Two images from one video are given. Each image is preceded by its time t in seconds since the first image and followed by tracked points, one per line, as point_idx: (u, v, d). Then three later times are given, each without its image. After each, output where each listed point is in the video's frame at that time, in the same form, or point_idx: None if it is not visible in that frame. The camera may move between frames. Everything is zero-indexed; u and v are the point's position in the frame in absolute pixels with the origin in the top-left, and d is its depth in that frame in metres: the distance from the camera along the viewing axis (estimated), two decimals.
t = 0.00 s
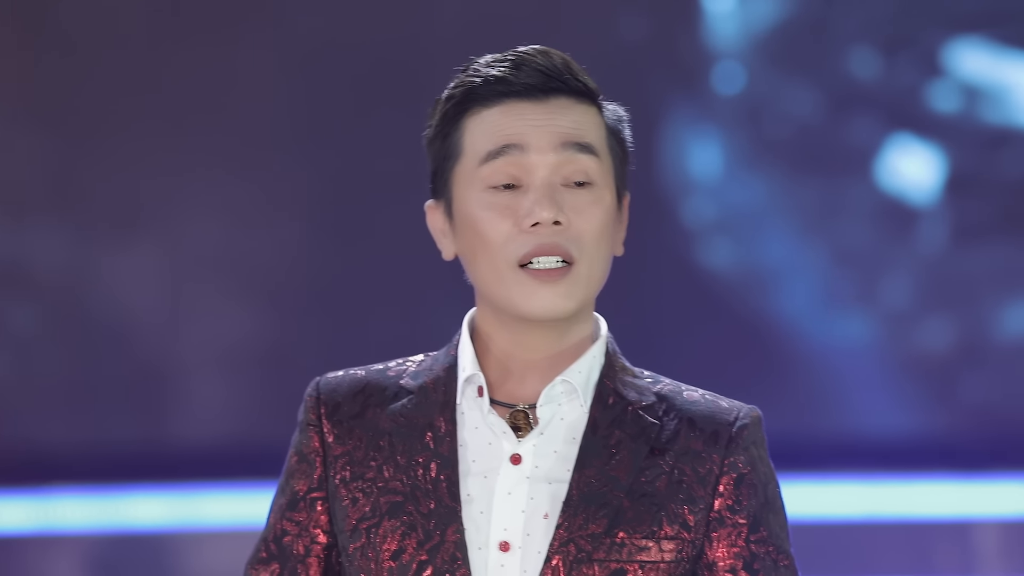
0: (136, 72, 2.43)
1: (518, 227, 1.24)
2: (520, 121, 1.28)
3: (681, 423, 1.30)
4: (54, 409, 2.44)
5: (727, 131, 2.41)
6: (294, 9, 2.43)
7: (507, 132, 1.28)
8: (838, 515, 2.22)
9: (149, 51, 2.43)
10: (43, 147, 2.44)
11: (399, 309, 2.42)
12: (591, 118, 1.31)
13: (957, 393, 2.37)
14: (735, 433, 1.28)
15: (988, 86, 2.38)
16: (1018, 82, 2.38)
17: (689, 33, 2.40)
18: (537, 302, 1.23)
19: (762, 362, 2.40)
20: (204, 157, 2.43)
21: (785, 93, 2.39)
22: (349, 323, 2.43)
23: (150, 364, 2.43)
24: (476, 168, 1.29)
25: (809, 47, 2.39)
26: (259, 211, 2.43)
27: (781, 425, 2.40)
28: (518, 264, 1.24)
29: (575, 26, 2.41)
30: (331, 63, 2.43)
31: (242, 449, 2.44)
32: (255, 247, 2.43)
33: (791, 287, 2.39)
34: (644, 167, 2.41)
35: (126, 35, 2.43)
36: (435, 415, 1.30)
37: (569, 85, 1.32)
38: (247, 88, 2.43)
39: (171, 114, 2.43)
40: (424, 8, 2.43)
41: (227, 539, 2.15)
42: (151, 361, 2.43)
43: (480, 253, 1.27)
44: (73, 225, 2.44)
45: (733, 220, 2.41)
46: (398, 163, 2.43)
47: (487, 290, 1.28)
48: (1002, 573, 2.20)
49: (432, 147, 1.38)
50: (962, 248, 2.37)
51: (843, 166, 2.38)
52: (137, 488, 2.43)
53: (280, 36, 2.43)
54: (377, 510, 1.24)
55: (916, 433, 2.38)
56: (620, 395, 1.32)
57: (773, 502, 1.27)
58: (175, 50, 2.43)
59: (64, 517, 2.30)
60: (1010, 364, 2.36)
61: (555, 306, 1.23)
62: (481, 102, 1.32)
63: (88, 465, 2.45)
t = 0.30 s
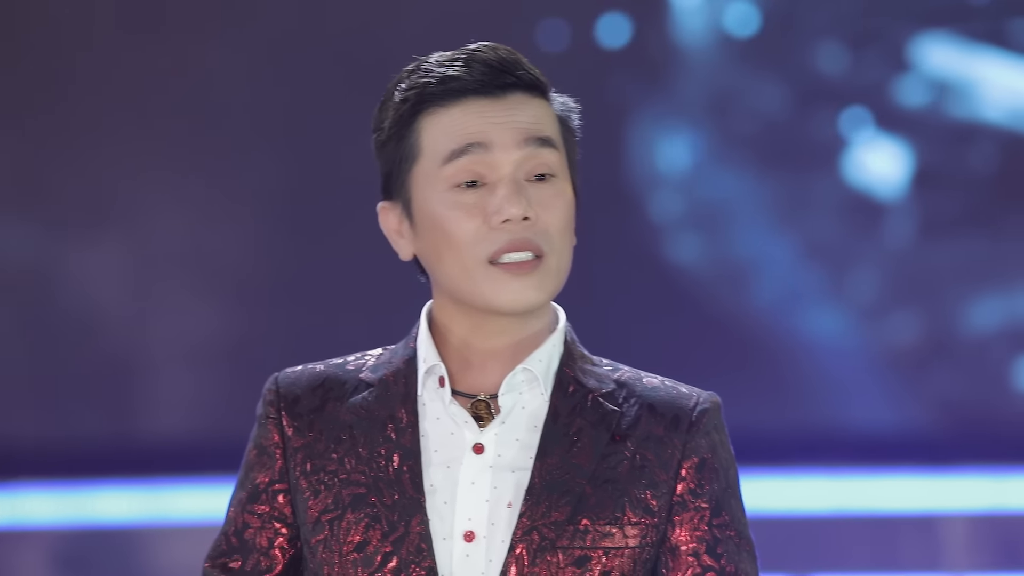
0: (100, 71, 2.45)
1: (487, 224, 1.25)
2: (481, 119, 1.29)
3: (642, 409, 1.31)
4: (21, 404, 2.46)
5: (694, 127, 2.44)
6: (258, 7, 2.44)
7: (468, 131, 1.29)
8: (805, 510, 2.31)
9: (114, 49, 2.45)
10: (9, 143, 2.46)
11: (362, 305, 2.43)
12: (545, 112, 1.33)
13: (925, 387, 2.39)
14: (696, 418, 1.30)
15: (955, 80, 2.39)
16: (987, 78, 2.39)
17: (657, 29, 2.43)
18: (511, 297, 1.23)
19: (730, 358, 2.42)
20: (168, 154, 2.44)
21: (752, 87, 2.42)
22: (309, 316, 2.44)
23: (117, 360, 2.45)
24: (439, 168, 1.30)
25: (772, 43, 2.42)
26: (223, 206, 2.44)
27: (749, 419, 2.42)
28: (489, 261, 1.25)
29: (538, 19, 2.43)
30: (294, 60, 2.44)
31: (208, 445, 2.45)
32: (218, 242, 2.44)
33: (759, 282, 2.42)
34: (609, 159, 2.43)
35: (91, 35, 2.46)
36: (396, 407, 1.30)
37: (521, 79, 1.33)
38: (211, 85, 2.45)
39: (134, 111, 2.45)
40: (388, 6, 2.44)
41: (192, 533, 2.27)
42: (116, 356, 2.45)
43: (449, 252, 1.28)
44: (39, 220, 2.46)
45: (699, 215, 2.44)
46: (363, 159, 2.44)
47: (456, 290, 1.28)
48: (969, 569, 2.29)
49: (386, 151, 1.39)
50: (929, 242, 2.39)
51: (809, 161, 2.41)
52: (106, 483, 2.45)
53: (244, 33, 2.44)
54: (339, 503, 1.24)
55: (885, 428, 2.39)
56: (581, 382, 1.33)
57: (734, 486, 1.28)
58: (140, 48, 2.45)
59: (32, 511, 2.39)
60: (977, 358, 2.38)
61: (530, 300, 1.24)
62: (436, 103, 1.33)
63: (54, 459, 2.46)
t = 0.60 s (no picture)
0: (76, 66, 2.49)
1: (445, 218, 1.28)
2: (441, 113, 1.30)
3: (611, 400, 1.32)
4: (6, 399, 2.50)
5: (668, 120, 2.46)
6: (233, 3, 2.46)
7: (428, 125, 1.30)
8: (780, 502, 2.30)
9: (90, 45, 2.48)
10: None
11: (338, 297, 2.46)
12: (508, 105, 1.34)
13: (898, 380, 2.41)
14: (665, 409, 1.31)
15: (929, 73, 2.41)
16: (961, 70, 2.41)
17: (630, 21, 2.45)
18: (467, 291, 1.27)
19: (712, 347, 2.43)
20: (143, 148, 2.47)
21: (727, 79, 2.43)
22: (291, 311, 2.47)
23: (99, 354, 2.49)
24: (399, 161, 1.32)
25: (745, 36, 2.43)
26: (204, 200, 2.46)
27: (726, 409, 2.43)
28: (446, 255, 1.28)
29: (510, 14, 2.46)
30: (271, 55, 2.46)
31: (183, 435, 2.48)
32: (194, 235, 2.47)
33: (733, 274, 2.43)
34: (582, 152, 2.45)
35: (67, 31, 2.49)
36: (366, 401, 1.31)
37: (486, 72, 1.34)
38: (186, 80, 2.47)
39: (114, 106, 2.48)
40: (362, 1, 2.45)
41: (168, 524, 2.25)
42: (92, 347, 2.49)
43: (407, 245, 1.31)
44: (23, 215, 2.50)
45: (674, 208, 2.45)
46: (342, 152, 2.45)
47: (413, 281, 1.31)
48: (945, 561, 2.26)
49: (349, 141, 1.40)
50: (903, 232, 2.41)
51: (786, 153, 2.42)
52: (82, 476, 2.46)
53: (223, 28, 2.47)
54: (310, 497, 1.25)
55: (859, 421, 2.42)
56: (550, 374, 1.33)
57: (704, 476, 1.30)
58: (115, 44, 2.48)
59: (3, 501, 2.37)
60: (951, 350, 2.41)
61: (485, 295, 1.28)
62: (398, 95, 1.34)
63: (32, 449, 2.50)
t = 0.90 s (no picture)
0: (58, 59, 2.49)
1: (434, 212, 1.28)
2: (428, 108, 1.31)
3: (593, 394, 1.33)
4: None
5: (648, 113, 2.47)
6: None
7: (414, 120, 1.31)
8: (761, 495, 2.40)
9: (72, 38, 2.49)
10: None
11: (322, 288, 2.48)
12: (492, 98, 1.34)
13: (876, 374, 2.43)
14: (646, 404, 1.32)
15: (910, 66, 2.43)
16: (943, 63, 2.43)
17: (612, 15, 2.46)
18: (456, 283, 1.27)
19: (682, 345, 2.45)
20: (126, 141, 2.48)
21: (708, 72, 2.45)
22: (275, 302, 2.48)
23: (82, 345, 2.48)
24: (386, 156, 1.32)
25: (727, 29, 2.44)
26: (188, 191, 2.47)
27: (706, 401, 2.44)
28: (435, 249, 1.28)
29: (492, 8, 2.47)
30: (256, 48, 2.48)
31: (166, 429, 2.47)
32: (177, 227, 2.47)
33: (714, 266, 2.44)
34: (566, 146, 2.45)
35: (49, 24, 2.49)
36: (351, 395, 1.31)
37: (469, 66, 1.34)
38: (168, 73, 2.48)
39: (97, 97, 2.48)
40: None
41: (147, 517, 2.39)
42: (75, 340, 2.48)
43: (396, 240, 1.31)
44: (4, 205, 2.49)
45: (656, 200, 2.47)
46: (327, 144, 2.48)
47: (402, 275, 1.31)
48: (924, 554, 2.37)
49: (334, 136, 1.40)
50: (885, 224, 2.42)
51: (769, 145, 2.43)
52: (63, 468, 2.47)
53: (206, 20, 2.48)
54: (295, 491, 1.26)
55: (837, 413, 2.43)
56: (532, 368, 1.34)
57: (685, 471, 1.31)
58: (97, 37, 2.48)
59: None
60: (932, 343, 2.42)
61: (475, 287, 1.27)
62: (383, 89, 1.34)
63: (12, 442, 2.48)
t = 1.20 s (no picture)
0: (43, 51, 2.48)
1: (425, 206, 1.28)
2: (422, 101, 1.30)
3: (582, 389, 1.33)
4: None
5: (635, 106, 2.47)
6: None
7: (408, 112, 1.30)
8: (748, 488, 2.39)
9: (56, 30, 2.48)
10: None
11: (309, 280, 2.47)
12: (487, 92, 1.34)
13: (856, 369, 2.44)
14: (635, 399, 1.32)
15: (895, 60, 2.44)
16: (928, 57, 2.44)
17: (597, 9, 2.46)
18: (446, 277, 1.28)
19: (664, 340, 2.46)
20: (110, 132, 2.47)
21: (695, 65, 2.45)
22: (260, 295, 2.47)
23: (67, 339, 2.47)
24: (378, 148, 1.32)
25: (714, 22, 2.44)
26: (172, 183, 2.46)
27: (688, 395, 2.46)
28: (425, 242, 1.28)
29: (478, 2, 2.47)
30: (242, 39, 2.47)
31: (152, 421, 2.47)
32: (162, 220, 2.46)
33: (700, 260, 2.45)
34: (551, 140, 2.46)
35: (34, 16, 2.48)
36: (341, 388, 1.31)
37: (464, 59, 1.34)
38: (153, 65, 2.47)
39: (82, 89, 2.48)
40: None
41: (134, 511, 2.34)
42: (60, 333, 2.48)
43: (386, 232, 1.31)
44: None
45: (643, 193, 2.47)
46: (313, 137, 2.47)
47: (392, 268, 1.32)
48: (909, 547, 2.36)
49: (326, 126, 1.39)
50: (870, 219, 2.43)
51: (753, 140, 2.44)
52: (53, 462, 2.46)
53: (192, 11, 2.47)
54: (285, 484, 1.25)
55: (819, 406, 2.44)
56: (521, 363, 1.34)
57: (672, 466, 1.31)
58: (82, 29, 2.47)
59: None
60: (917, 336, 2.43)
61: (464, 281, 1.28)
62: (377, 81, 1.33)
63: None
